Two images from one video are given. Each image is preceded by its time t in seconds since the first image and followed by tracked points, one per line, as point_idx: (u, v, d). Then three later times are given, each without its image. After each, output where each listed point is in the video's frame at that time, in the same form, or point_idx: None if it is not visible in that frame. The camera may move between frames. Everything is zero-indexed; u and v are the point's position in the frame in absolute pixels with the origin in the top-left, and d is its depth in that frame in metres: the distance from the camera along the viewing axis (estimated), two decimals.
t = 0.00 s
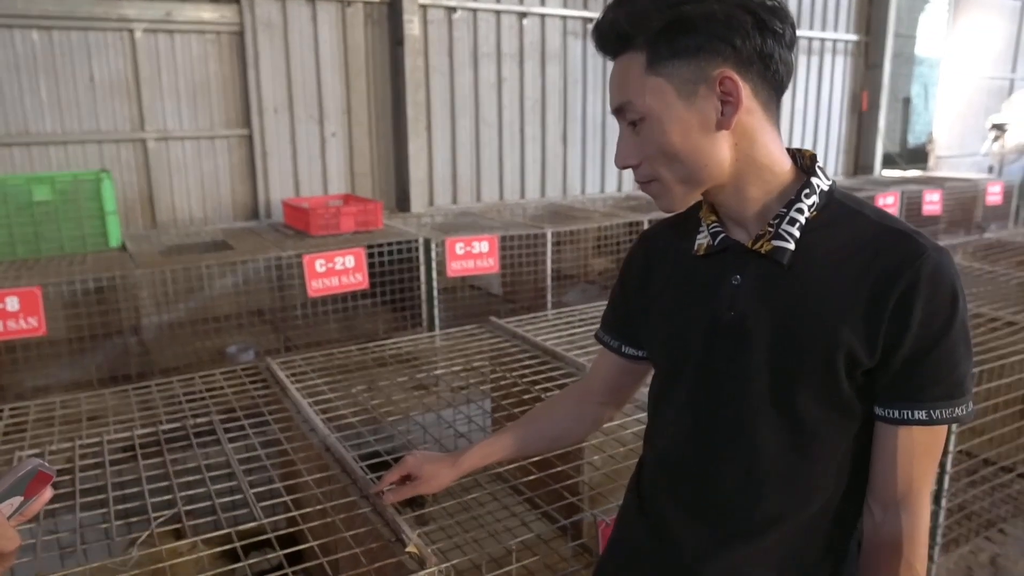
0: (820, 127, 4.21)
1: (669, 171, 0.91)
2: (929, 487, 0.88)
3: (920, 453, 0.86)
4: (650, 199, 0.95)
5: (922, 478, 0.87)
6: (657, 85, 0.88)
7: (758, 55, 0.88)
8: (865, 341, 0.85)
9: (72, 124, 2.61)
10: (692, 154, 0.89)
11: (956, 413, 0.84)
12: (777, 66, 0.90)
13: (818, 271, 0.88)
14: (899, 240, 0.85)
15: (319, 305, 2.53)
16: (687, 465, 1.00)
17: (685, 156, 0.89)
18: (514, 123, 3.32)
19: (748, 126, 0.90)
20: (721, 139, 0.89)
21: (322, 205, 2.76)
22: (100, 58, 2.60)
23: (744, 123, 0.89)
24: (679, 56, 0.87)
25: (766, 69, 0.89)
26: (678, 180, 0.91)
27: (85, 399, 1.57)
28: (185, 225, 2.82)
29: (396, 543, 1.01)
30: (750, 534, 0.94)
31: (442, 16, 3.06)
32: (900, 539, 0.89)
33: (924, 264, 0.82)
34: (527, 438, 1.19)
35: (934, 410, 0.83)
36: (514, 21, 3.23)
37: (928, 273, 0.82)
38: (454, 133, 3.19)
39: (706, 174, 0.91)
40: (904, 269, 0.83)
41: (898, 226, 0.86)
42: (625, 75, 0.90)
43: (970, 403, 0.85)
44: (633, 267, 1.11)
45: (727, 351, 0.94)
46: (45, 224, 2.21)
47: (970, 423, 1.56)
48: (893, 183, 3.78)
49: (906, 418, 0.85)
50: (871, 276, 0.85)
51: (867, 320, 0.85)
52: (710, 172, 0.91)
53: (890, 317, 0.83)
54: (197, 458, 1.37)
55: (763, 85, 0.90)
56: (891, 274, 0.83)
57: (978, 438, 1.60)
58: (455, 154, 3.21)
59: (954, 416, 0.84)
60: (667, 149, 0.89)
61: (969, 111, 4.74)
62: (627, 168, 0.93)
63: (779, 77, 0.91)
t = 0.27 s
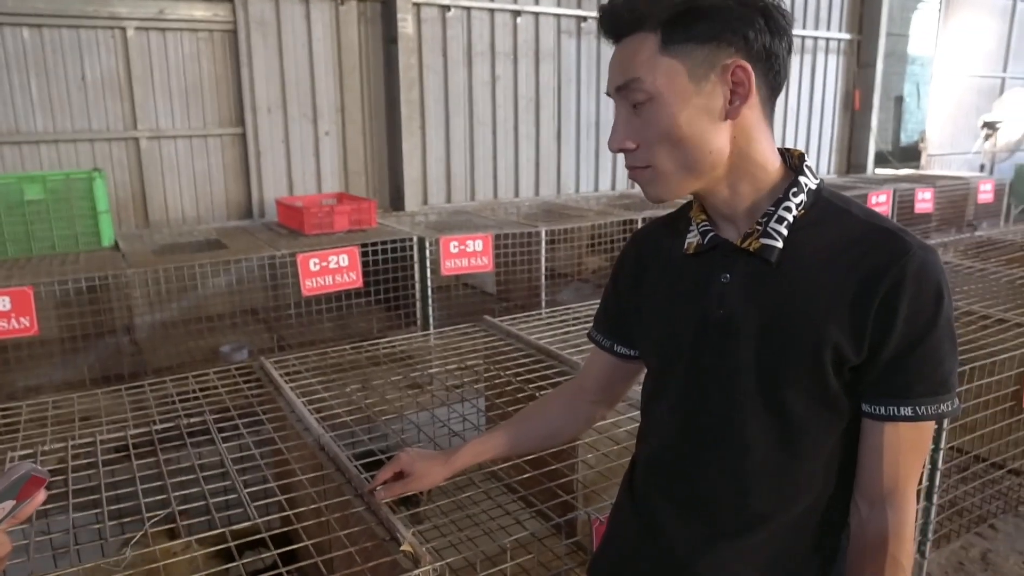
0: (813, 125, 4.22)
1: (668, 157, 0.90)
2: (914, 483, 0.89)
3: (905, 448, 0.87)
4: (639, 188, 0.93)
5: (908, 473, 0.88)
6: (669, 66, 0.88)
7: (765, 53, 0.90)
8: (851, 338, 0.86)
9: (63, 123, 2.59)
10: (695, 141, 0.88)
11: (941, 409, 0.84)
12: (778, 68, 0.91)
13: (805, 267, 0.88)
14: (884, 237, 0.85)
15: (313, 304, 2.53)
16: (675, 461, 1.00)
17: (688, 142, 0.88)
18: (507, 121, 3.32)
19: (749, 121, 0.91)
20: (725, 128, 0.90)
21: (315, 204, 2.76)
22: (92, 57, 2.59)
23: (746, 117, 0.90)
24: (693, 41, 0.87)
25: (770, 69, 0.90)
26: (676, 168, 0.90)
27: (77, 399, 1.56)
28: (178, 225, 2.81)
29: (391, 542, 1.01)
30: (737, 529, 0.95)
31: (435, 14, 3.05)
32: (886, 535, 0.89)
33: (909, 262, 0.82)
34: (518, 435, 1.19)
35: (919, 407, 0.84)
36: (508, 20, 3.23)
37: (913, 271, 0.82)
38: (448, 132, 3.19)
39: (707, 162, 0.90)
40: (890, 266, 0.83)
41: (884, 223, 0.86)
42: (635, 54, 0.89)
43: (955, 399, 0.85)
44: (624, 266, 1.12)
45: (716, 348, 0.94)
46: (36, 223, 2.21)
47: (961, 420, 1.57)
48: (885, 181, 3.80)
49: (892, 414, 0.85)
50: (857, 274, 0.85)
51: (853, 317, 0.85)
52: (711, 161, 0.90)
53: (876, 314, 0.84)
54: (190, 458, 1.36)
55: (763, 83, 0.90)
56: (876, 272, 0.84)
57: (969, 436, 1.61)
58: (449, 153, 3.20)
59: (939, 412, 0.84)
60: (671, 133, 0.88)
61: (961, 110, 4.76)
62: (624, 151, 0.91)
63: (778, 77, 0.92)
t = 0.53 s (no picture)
0: (805, 123, 4.24)
1: (677, 144, 0.89)
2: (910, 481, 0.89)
3: (900, 445, 0.87)
4: (641, 173, 0.92)
5: (903, 470, 0.88)
6: (690, 53, 0.88)
7: (779, 56, 0.91)
8: (846, 335, 0.86)
9: (55, 122, 2.58)
10: (707, 129, 0.88)
11: (936, 406, 0.85)
12: (787, 71, 0.93)
13: (801, 265, 0.89)
14: (879, 236, 0.86)
15: (307, 302, 2.53)
16: (672, 460, 1.01)
17: (700, 130, 0.88)
18: (501, 120, 3.32)
19: (756, 121, 0.92)
20: (736, 123, 0.90)
21: (309, 202, 2.75)
22: (84, 55, 2.58)
23: (754, 115, 0.91)
24: (716, 30, 0.88)
25: (781, 70, 0.92)
26: (685, 155, 0.90)
27: (72, 399, 1.56)
28: (171, 223, 2.80)
29: (390, 541, 1.01)
30: (733, 527, 0.95)
31: (429, 12, 3.05)
32: (881, 532, 0.89)
33: (903, 260, 0.83)
34: (515, 434, 1.19)
35: (914, 404, 0.85)
36: (501, 18, 3.23)
37: (907, 270, 0.83)
38: (442, 130, 3.18)
39: (717, 153, 0.90)
40: (884, 265, 0.84)
41: (878, 222, 0.87)
42: (656, 38, 0.89)
43: (950, 397, 0.86)
44: (620, 265, 1.12)
45: (712, 347, 0.95)
46: (29, 222, 2.19)
47: (954, 418, 1.58)
48: (877, 179, 3.82)
49: (887, 411, 0.86)
50: (852, 272, 0.86)
51: (848, 315, 0.86)
52: (721, 152, 0.90)
53: (871, 312, 0.84)
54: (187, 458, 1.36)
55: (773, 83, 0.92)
56: (871, 270, 0.84)
57: (963, 433, 1.62)
58: (443, 151, 3.20)
59: (934, 409, 0.85)
60: (685, 120, 0.88)
61: (952, 109, 4.79)
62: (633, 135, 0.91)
63: (786, 79, 0.93)
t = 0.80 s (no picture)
0: (800, 122, 4.25)
1: (682, 139, 0.89)
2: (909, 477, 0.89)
3: (899, 442, 0.87)
4: (645, 168, 0.92)
5: (902, 467, 0.88)
6: (699, 49, 0.88)
7: (785, 54, 0.92)
8: (844, 333, 0.86)
9: (49, 121, 2.57)
10: (712, 126, 0.88)
11: (934, 402, 0.85)
12: (792, 70, 0.93)
13: (800, 264, 0.89)
14: (876, 233, 0.86)
15: (304, 301, 2.52)
16: (671, 459, 1.01)
17: (705, 126, 0.88)
18: (496, 118, 3.32)
19: (760, 119, 0.92)
20: (741, 120, 0.90)
21: (305, 201, 2.75)
22: (78, 54, 2.57)
23: (758, 114, 0.91)
24: (725, 27, 0.88)
25: (786, 69, 0.92)
26: (690, 150, 0.90)
27: (69, 398, 1.55)
28: (166, 222, 2.79)
29: (390, 540, 1.01)
30: (733, 525, 0.96)
31: (424, 11, 3.04)
32: (880, 528, 0.90)
33: (901, 258, 0.83)
34: (514, 433, 1.19)
35: (912, 400, 0.85)
36: (497, 16, 3.23)
37: (905, 267, 0.83)
38: (437, 129, 3.18)
39: (722, 149, 0.90)
40: (882, 262, 0.84)
41: (876, 220, 0.87)
42: (665, 31, 0.89)
43: (948, 392, 0.86)
44: (618, 264, 1.13)
45: (711, 345, 0.95)
46: (24, 222, 2.18)
47: (950, 415, 1.58)
48: (872, 177, 3.83)
49: (886, 408, 0.86)
50: (850, 269, 0.86)
51: (846, 312, 0.86)
52: (725, 148, 0.90)
53: (869, 310, 0.85)
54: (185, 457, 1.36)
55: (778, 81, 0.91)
56: (869, 268, 0.85)
57: (960, 430, 1.62)
58: (438, 150, 3.20)
59: (932, 405, 0.85)
60: (692, 114, 0.88)
61: (945, 107, 4.81)
62: (639, 128, 0.90)
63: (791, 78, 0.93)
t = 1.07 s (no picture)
0: (796, 120, 4.25)
1: (678, 137, 0.89)
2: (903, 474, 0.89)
3: (893, 438, 0.87)
4: (641, 166, 0.92)
5: (897, 463, 0.89)
6: (694, 46, 0.88)
7: (779, 53, 0.92)
8: (838, 330, 0.86)
9: (44, 120, 2.56)
10: (707, 123, 0.88)
11: (928, 398, 0.85)
12: (787, 68, 0.93)
13: (793, 261, 0.89)
14: (870, 230, 0.86)
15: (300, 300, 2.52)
16: (668, 458, 1.01)
17: (700, 124, 0.88)
18: (492, 117, 3.32)
19: (755, 116, 0.92)
20: (736, 117, 0.90)
21: (301, 200, 2.75)
22: (73, 52, 2.56)
23: (753, 112, 0.92)
24: (720, 25, 0.88)
25: (780, 67, 0.92)
26: (686, 148, 0.90)
27: (65, 398, 1.55)
28: (161, 222, 2.79)
29: (387, 538, 1.01)
30: (729, 523, 0.96)
31: (419, 9, 3.04)
32: (875, 524, 0.90)
33: (894, 254, 0.83)
34: (510, 432, 1.19)
35: (906, 396, 0.85)
36: (492, 15, 3.22)
37: (898, 263, 0.83)
38: (433, 127, 3.18)
39: (717, 146, 0.90)
40: (875, 258, 0.84)
41: (870, 217, 0.87)
42: (661, 28, 0.89)
43: (942, 388, 0.86)
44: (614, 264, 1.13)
45: (706, 343, 0.95)
46: (19, 221, 2.18)
47: (946, 413, 1.59)
48: (867, 176, 3.84)
49: (879, 404, 0.86)
50: (843, 266, 0.86)
51: (840, 309, 0.86)
52: (721, 146, 0.90)
53: (862, 306, 0.85)
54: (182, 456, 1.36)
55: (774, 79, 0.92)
56: (862, 265, 0.85)
57: (955, 428, 1.63)
58: (434, 148, 3.20)
59: (926, 401, 0.85)
60: (687, 112, 0.88)
61: (940, 105, 4.82)
62: (635, 126, 0.90)
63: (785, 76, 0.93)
